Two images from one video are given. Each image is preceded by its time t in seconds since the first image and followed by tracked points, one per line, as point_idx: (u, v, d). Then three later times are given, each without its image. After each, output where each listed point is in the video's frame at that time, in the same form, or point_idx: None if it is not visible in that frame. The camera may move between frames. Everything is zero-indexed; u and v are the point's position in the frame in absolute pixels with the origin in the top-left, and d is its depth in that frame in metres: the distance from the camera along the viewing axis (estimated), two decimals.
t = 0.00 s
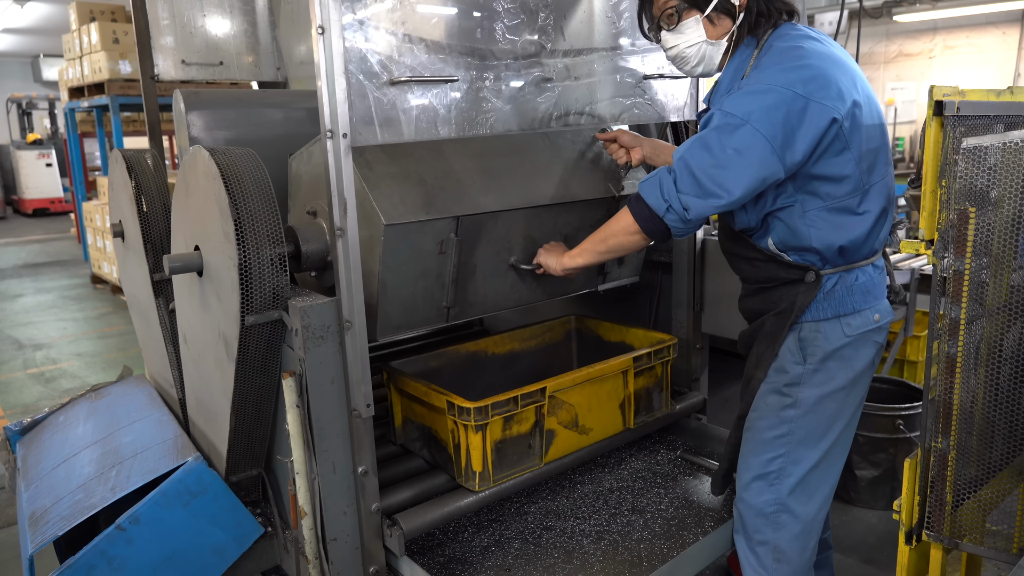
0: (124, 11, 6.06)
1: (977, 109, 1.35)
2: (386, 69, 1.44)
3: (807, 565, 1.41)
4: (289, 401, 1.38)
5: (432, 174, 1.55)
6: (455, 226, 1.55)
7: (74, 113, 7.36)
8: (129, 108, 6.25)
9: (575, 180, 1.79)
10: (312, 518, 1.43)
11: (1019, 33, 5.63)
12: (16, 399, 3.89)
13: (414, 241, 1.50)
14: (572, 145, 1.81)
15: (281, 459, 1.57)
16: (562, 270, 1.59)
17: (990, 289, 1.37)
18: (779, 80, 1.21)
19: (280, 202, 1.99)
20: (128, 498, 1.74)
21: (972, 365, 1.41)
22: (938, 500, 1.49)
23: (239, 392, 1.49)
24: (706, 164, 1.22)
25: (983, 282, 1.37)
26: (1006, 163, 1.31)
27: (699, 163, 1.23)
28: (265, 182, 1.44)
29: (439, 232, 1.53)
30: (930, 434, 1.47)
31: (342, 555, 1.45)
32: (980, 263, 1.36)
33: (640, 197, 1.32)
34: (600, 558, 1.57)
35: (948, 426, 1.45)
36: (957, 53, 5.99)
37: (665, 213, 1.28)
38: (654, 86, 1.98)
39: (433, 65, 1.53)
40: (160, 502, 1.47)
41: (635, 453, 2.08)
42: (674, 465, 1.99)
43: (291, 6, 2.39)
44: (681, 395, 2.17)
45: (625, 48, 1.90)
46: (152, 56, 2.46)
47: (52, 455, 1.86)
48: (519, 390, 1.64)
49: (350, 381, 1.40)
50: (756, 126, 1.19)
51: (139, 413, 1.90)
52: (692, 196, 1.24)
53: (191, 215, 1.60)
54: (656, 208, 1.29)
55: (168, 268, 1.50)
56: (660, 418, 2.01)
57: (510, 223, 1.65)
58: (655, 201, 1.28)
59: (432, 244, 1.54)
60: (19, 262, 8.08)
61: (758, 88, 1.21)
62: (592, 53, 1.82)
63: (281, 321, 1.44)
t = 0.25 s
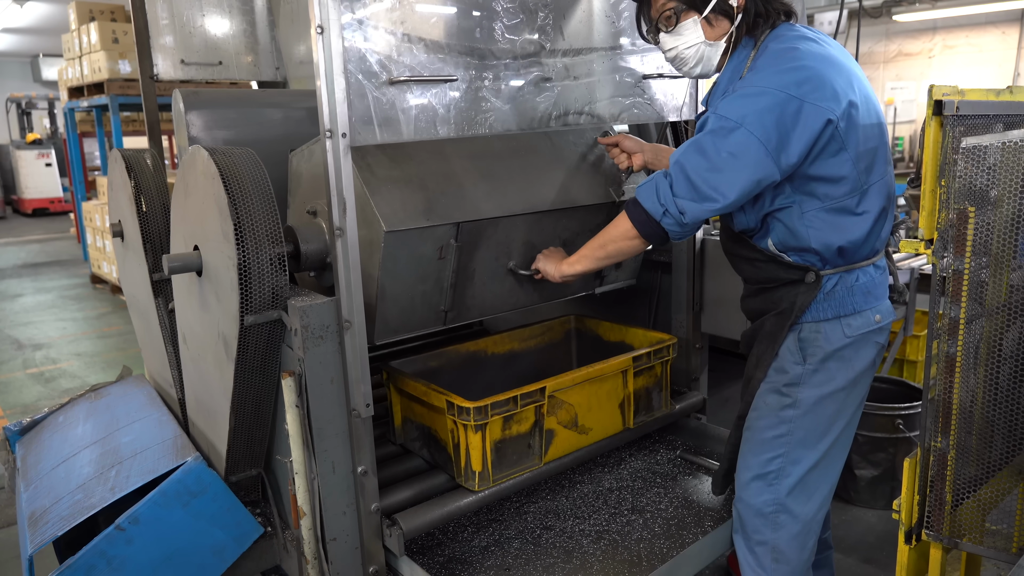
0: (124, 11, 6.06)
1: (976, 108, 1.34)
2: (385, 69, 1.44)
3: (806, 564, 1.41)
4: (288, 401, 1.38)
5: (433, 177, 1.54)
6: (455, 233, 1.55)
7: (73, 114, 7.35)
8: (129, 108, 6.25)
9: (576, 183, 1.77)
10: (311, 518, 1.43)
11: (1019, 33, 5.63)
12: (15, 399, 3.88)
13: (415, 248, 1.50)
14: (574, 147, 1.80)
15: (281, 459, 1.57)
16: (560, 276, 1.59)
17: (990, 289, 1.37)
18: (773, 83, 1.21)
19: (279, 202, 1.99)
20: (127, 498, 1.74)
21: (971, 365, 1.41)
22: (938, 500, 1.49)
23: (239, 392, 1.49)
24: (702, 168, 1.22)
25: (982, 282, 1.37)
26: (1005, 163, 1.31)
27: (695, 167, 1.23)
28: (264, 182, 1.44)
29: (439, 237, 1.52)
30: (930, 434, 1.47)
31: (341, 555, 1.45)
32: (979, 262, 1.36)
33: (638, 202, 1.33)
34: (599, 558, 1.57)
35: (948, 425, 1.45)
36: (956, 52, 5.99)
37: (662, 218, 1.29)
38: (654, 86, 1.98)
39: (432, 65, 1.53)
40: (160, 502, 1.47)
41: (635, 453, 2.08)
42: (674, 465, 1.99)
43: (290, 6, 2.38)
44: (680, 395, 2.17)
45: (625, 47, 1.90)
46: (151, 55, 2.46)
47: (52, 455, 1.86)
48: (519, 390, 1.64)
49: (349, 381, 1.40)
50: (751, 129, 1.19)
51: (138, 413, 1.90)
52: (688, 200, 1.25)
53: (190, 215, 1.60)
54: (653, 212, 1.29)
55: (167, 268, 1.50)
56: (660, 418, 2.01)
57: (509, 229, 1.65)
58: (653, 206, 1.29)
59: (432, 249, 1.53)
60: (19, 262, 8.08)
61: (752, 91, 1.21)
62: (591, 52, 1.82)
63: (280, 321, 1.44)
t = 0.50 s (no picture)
0: (124, 11, 6.06)
1: (976, 109, 1.35)
2: (386, 69, 1.44)
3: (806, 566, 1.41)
4: (289, 401, 1.38)
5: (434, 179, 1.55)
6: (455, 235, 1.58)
7: (74, 114, 7.36)
8: (129, 108, 6.25)
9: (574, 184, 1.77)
10: (311, 518, 1.43)
11: (1018, 34, 5.63)
12: (15, 399, 3.88)
13: (415, 249, 1.51)
14: (574, 150, 1.80)
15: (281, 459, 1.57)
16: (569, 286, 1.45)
17: (989, 290, 1.37)
18: (762, 96, 1.20)
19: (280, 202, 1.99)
20: (128, 498, 1.74)
21: (972, 365, 1.41)
22: (938, 500, 1.49)
23: (239, 392, 1.49)
24: (705, 191, 1.20)
25: (982, 282, 1.37)
26: (1005, 164, 1.31)
27: (698, 191, 1.20)
28: (265, 182, 1.45)
29: (439, 240, 1.54)
30: (930, 435, 1.47)
31: (341, 555, 1.45)
32: (979, 263, 1.36)
33: (646, 232, 1.27)
34: (600, 558, 1.57)
35: (948, 426, 1.45)
36: (956, 53, 6.00)
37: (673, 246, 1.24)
38: (654, 87, 1.98)
39: (433, 66, 1.53)
40: (160, 502, 1.47)
41: (635, 453, 2.08)
42: (674, 465, 1.99)
43: (291, 6, 2.39)
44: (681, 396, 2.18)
45: (626, 48, 1.90)
46: (152, 56, 2.46)
47: (52, 455, 1.86)
48: (519, 391, 1.64)
49: (350, 381, 1.40)
50: (744, 146, 1.18)
51: (138, 413, 1.90)
52: (700, 224, 1.21)
53: (191, 215, 1.60)
54: (666, 242, 1.24)
55: (168, 268, 1.50)
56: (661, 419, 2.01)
57: (518, 232, 1.69)
58: (664, 236, 1.23)
59: (432, 251, 1.56)
60: (19, 262, 8.08)
61: (741, 107, 1.20)
62: (592, 53, 1.82)
63: (281, 321, 1.44)
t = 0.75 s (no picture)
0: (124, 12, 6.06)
1: (976, 109, 1.37)
2: (387, 69, 1.44)
3: (806, 566, 1.41)
4: (290, 401, 1.38)
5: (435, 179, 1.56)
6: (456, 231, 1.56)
7: (74, 115, 7.36)
8: (129, 108, 6.25)
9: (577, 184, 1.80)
10: (312, 518, 1.43)
11: (1018, 34, 5.64)
12: (16, 399, 3.88)
13: (416, 248, 1.50)
14: (574, 148, 1.83)
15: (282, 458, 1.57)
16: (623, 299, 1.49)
17: (989, 290, 1.37)
18: (781, 96, 1.19)
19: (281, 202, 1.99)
20: (129, 498, 1.74)
21: (972, 365, 1.41)
22: (937, 500, 1.49)
23: (239, 392, 1.49)
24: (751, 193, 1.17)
25: (982, 282, 1.37)
26: (1005, 164, 1.31)
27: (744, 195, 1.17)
28: (266, 182, 1.45)
29: (439, 237, 1.53)
30: (930, 434, 1.47)
31: (342, 555, 1.45)
32: (979, 263, 1.36)
33: (701, 243, 1.21)
34: (600, 558, 1.57)
35: (948, 425, 1.45)
36: (956, 54, 6.00)
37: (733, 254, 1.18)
38: (655, 87, 1.98)
39: (433, 66, 1.53)
40: (161, 502, 1.47)
41: (636, 453, 2.08)
42: (674, 464, 1.99)
43: (291, 6, 2.39)
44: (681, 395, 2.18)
45: (626, 49, 1.90)
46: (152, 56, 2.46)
47: (52, 455, 1.86)
48: (520, 390, 1.64)
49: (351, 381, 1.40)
50: (776, 147, 1.17)
51: (139, 413, 1.90)
52: (759, 225, 1.17)
53: (192, 215, 1.60)
54: (730, 251, 1.18)
55: (168, 268, 1.51)
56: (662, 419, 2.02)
57: (557, 244, 1.65)
58: (723, 244, 1.18)
59: (433, 249, 1.54)
60: (20, 262, 8.08)
61: (764, 109, 1.19)
62: (592, 54, 1.83)
63: (281, 321, 1.44)
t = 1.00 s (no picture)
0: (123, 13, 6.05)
1: (974, 110, 1.35)
2: (386, 71, 1.44)
3: (804, 566, 1.42)
4: (289, 401, 1.39)
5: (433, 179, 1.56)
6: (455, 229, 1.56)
7: (73, 116, 7.36)
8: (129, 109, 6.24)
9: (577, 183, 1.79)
10: (312, 519, 1.44)
11: (1016, 35, 5.64)
12: (15, 400, 3.89)
13: (414, 244, 1.50)
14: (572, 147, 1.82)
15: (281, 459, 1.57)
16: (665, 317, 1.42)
17: (988, 290, 1.38)
18: (797, 85, 1.19)
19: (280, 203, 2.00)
20: (128, 499, 1.74)
21: (971, 365, 1.42)
22: (936, 500, 1.49)
23: (239, 393, 1.49)
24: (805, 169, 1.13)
25: (980, 282, 1.38)
26: (1002, 165, 1.33)
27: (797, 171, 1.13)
28: (266, 184, 1.45)
29: (438, 234, 1.53)
30: (928, 435, 1.47)
31: (342, 555, 1.45)
32: (977, 263, 1.37)
33: (777, 220, 1.13)
34: (599, 558, 1.57)
35: (947, 426, 1.46)
36: (954, 55, 6.01)
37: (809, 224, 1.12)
38: (654, 88, 1.98)
39: (432, 67, 1.54)
40: (160, 503, 1.48)
41: (635, 454, 2.08)
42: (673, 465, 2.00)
43: (290, 7, 2.39)
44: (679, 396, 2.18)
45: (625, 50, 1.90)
46: (152, 57, 2.46)
47: (52, 456, 1.86)
48: (519, 391, 1.64)
49: (350, 382, 1.40)
50: (810, 128, 1.14)
51: (138, 414, 1.90)
52: (828, 188, 1.12)
53: (191, 216, 1.60)
54: (812, 217, 1.11)
55: (168, 269, 1.51)
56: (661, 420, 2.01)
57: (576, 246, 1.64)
58: (803, 214, 1.11)
59: (432, 246, 1.54)
60: (19, 263, 8.08)
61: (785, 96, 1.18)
62: (591, 55, 1.83)
63: (281, 322, 1.44)
